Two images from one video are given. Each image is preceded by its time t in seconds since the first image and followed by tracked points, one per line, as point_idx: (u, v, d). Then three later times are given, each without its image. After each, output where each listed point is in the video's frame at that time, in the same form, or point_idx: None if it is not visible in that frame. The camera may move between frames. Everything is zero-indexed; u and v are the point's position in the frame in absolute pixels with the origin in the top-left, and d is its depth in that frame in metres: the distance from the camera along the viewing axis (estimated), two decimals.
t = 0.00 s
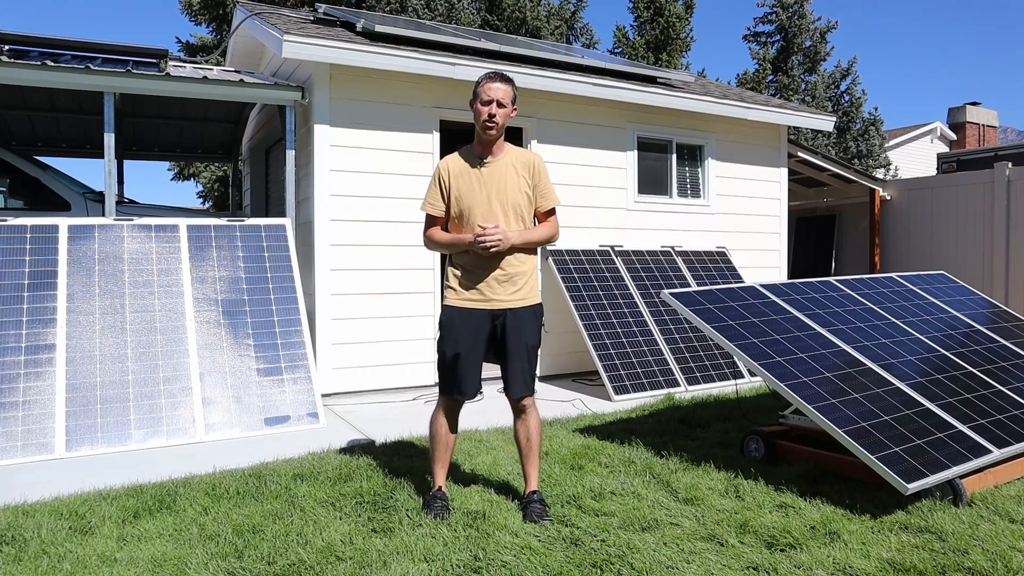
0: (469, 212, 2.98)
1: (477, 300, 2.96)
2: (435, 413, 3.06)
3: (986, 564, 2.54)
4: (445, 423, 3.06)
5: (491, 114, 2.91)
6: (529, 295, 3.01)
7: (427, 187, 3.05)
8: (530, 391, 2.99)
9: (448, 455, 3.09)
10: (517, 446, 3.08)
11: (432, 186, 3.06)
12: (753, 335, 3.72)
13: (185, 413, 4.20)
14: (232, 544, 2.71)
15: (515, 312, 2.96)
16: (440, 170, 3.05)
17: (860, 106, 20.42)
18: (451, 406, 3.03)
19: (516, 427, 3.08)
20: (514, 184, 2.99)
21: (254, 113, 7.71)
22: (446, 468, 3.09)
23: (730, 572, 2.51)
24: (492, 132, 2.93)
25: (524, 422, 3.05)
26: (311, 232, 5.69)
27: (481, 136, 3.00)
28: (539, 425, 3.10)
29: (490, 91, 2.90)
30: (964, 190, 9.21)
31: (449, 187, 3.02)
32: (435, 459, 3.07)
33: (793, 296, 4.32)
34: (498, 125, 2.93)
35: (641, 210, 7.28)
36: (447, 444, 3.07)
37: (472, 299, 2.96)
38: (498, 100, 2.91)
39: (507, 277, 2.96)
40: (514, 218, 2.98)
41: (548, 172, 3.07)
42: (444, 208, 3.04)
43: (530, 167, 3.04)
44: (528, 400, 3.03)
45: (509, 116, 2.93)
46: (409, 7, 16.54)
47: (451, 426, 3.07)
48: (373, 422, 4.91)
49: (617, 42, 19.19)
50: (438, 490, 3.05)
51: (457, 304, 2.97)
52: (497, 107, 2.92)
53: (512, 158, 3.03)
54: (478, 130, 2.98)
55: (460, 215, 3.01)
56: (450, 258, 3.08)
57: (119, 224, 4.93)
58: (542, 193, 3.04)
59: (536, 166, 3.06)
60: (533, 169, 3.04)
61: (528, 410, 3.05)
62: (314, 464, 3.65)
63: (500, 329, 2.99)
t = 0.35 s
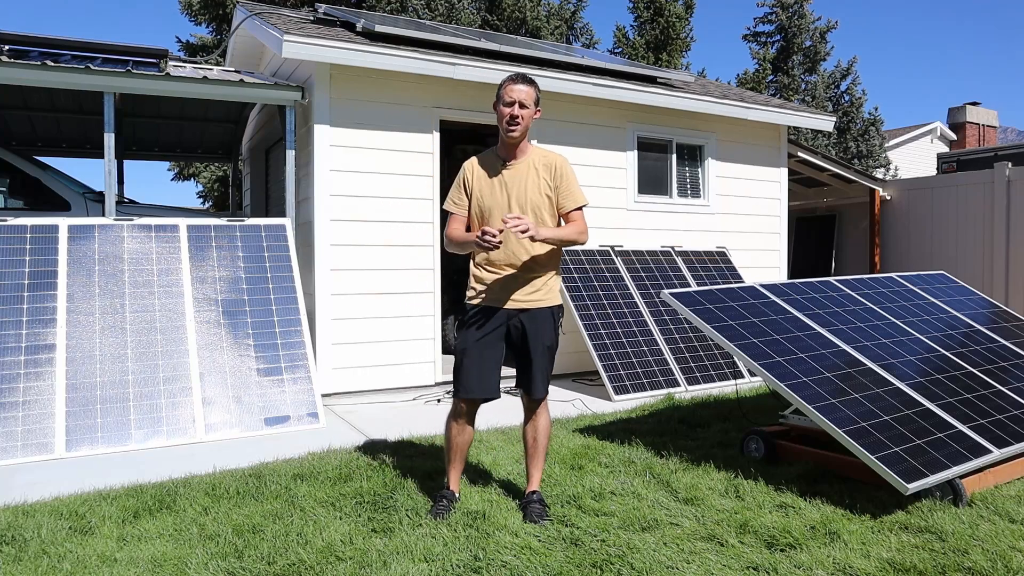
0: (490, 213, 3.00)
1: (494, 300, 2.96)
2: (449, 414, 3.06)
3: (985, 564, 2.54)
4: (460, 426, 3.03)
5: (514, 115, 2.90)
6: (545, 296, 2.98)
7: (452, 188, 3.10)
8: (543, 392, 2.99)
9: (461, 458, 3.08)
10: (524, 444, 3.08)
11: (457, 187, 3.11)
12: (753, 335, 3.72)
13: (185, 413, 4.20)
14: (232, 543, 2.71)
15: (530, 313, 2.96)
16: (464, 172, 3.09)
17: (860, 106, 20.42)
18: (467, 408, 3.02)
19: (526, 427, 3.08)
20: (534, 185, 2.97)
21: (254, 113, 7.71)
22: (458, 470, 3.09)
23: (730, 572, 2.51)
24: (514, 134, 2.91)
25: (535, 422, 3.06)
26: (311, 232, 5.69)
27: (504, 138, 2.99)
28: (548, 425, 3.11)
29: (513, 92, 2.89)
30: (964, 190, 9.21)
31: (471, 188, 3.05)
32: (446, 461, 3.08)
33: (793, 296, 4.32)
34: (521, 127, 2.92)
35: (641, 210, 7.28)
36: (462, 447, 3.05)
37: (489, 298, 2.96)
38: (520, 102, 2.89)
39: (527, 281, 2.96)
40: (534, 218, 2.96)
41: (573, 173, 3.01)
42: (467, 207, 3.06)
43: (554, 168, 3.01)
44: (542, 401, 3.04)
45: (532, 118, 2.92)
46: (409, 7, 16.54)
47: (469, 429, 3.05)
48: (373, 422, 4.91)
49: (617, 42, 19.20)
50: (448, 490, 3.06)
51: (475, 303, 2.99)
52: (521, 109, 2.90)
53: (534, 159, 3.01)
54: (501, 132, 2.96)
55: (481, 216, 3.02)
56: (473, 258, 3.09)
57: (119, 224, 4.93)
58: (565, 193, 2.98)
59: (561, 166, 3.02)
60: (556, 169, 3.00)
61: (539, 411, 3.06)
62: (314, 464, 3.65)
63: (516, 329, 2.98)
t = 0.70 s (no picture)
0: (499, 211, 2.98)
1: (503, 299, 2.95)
2: (454, 416, 3.06)
3: (986, 564, 2.54)
4: (465, 428, 3.03)
5: (533, 116, 2.90)
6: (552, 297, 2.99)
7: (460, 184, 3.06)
8: (547, 394, 3.00)
9: (465, 460, 3.08)
10: (526, 445, 3.09)
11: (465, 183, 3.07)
12: (753, 335, 3.72)
13: (185, 413, 4.20)
14: (232, 543, 2.71)
15: (536, 313, 2.97)
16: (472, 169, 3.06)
17: (860, 106, 20.42)
18: (472, 411, 3.01)
19: (529, 428, 3.09)
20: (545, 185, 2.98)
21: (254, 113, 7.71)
22: (462, 472, 3.09)
23: (730, 572, 2.51)
24: (531, 134, 2.91)
25: (538, 423, 3.07)
26: (311, 232, 5.69)
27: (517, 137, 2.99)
28: (550, 425, 3.12)
29: (531, 93, 2.88)
30: (964, 190, 9.21)
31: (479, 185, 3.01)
32: (450, 463, 3.08)
33: (793, 296, 4.32)
34: (538, 128, 2.92)
35: (641, 210, 7.28)
36: (467, 450, 3.05)
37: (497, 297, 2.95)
38: (539, 103, 2.89)
39: (534, 281, 2.97)
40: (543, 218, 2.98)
41: (582, 176, 3.03)
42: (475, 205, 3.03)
43: (565, 170, 3.03)
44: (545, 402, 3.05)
45: (550, 120, 2.93)
46: (409, 7, 16.54)
47: (474, 431, 3.05)
48: (373, 422, 4.91)
49: (617, 42, 19.20)
50: (450, 491, 3.06)
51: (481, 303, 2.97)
52: (539, 111, 2.90)
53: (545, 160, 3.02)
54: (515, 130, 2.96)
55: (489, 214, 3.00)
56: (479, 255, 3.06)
57: (119, 224, 4.93)
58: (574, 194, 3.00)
59: (570, 169, 3.04)
60: (565, 171, 3.03)
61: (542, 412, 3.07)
62: (314, 464, 3.65)
63: (522, 330, 2.99)
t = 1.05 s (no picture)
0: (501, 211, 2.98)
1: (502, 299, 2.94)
2: (454, 416, 3.06)
3: (986, 564, 2.54)
4: (466, 429, 3.03)
5: (535, 117, 2.90)
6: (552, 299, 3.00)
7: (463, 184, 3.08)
8: (549, 394, 3.00)
9: (465, 460, 3.08)
10: (527, 445, 3.09)
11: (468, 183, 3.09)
12: (753, 335, 3.72)
13: (185, 414, 4.20)
14: (232, 544, 2.71)
15: (538, 314, 2.98)
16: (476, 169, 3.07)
17: (860, 106, 20.42)
18: (472, 411, 3.01)
19: (530, 428, 3.09)
20: (546, 186, 2.99)
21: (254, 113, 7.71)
22: (462, 473, 3.08)
23: (730, 572, 2.51)
24: (533, 135, 2.92)
25: (539, 423, 3.07)
26: (311, 232, 5.69)
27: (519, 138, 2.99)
28: (550, 426, 3.12)
29: (533, 94, 2.89)
30: (964, 189, 9.21)
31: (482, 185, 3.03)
32: (450, 463, 3.08)
33: (794, 296, 4.32)
34: (540, 129, 2.93)
35: (641, 210, 7.28)
36: (467, 450, 3.05)
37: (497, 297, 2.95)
38: (541, 104, 2.89)
39: (534, 281, 2.96)
40: (544, 218, 2.97)
41: (585, 178, 3.04)
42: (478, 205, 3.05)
43: (569, 173, 3.04)
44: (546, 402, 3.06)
45: (552, 121, 2.93)
46: (409, 7, 16.55)
47: (474, 432, 3.05)
48: (373, 422, 4.91)
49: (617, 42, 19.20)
50: (450, 491, 3.06)
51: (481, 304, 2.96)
52: (541, 112, 2.91)
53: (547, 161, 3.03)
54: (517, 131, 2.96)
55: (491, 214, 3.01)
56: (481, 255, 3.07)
57: (119, 224, 4.93)
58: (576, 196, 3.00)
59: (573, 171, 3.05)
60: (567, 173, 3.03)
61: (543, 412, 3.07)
62: (314, 464, 3.65)
63: (523, 330, 2.99)
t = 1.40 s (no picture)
0: (500, 212, 2.99)
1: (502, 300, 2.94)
2: (454, 416, 3.06)
3: (986, 564, 2.54)
4: (466, 428, 3.03)
5: (534, 118, 2.90)
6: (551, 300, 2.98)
7: (465, 186, 3.12)
8: (550, 394, 3.00)
9: (465, 460, 3.08)
10: (527, 445, 3.09)
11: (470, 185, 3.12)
12: (753, 335, 3.72)
13: (184, 414, 4.20)
14: (232, 544, 2.71)
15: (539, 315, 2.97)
16: (477, 170, 3.10)
17: (860, 106, 20.42)
18: (473, 411, 3.01)
19: (530, 427, 3.09)
20: (546, 186, 2.98)
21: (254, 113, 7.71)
22: (462, 472, 3.09)
23: (730, 572, 2.51)
24: (532, 136, 2.92)
25: (540, 423, 3.07)
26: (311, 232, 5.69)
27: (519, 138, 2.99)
28: (550, 426, 3.12)
29: (534, 95, 2.88)
30: (964, 189, 9.21)
31: (482, 186, 3.05)
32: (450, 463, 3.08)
33: (793, 296, 4.32)
34: (539, 129, 2.92)
35: (641, 210, 7.28)
36: (467, 449, 3.05)
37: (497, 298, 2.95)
38: (540, 104, 2.89)
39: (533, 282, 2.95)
40: (543, 219, 2.96)
41: (586, 180, 3.03)
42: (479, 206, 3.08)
43: (570, 173, 3.02)
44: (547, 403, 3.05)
45: (551, 121, 2.92)
46: (409, 7, 16.55)
47: (474, 431, 3.04)
48: (373, 422, 4.91)
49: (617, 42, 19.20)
50: (450, 491, 3.06)
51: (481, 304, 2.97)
52: (541, 112, 2.91)
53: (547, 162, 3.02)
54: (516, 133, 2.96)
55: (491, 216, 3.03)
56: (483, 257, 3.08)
57: (119, 224, 4.93)
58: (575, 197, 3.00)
59: (572, 172, 3.03)
60: (567, 173, 3.02)
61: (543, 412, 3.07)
62: (314, 464, 3.65)
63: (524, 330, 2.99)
